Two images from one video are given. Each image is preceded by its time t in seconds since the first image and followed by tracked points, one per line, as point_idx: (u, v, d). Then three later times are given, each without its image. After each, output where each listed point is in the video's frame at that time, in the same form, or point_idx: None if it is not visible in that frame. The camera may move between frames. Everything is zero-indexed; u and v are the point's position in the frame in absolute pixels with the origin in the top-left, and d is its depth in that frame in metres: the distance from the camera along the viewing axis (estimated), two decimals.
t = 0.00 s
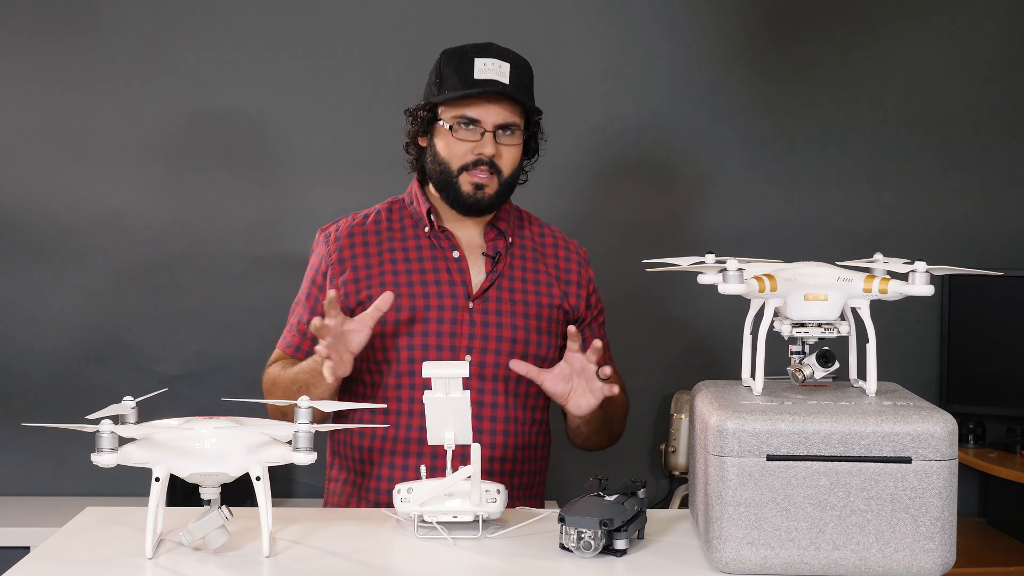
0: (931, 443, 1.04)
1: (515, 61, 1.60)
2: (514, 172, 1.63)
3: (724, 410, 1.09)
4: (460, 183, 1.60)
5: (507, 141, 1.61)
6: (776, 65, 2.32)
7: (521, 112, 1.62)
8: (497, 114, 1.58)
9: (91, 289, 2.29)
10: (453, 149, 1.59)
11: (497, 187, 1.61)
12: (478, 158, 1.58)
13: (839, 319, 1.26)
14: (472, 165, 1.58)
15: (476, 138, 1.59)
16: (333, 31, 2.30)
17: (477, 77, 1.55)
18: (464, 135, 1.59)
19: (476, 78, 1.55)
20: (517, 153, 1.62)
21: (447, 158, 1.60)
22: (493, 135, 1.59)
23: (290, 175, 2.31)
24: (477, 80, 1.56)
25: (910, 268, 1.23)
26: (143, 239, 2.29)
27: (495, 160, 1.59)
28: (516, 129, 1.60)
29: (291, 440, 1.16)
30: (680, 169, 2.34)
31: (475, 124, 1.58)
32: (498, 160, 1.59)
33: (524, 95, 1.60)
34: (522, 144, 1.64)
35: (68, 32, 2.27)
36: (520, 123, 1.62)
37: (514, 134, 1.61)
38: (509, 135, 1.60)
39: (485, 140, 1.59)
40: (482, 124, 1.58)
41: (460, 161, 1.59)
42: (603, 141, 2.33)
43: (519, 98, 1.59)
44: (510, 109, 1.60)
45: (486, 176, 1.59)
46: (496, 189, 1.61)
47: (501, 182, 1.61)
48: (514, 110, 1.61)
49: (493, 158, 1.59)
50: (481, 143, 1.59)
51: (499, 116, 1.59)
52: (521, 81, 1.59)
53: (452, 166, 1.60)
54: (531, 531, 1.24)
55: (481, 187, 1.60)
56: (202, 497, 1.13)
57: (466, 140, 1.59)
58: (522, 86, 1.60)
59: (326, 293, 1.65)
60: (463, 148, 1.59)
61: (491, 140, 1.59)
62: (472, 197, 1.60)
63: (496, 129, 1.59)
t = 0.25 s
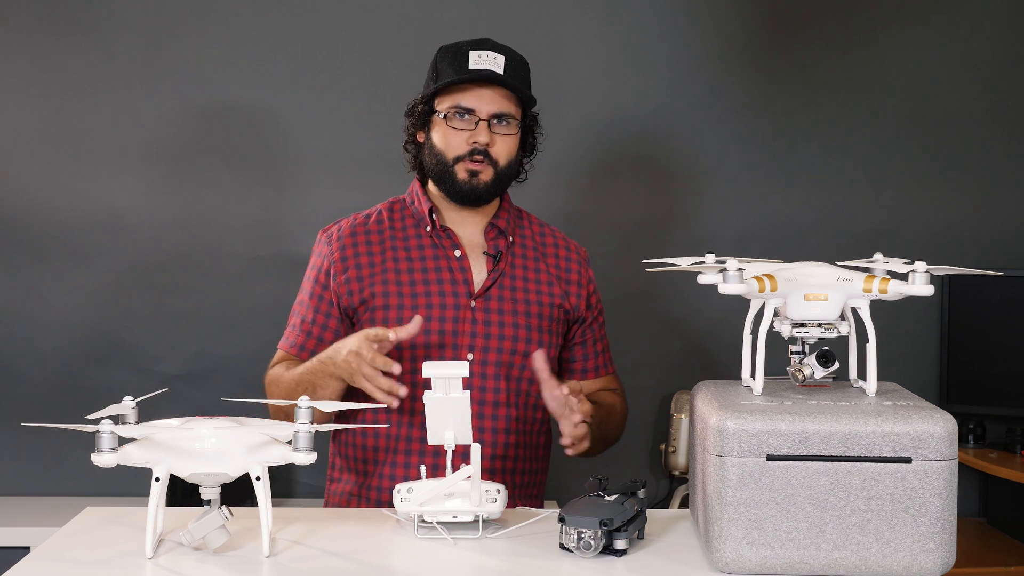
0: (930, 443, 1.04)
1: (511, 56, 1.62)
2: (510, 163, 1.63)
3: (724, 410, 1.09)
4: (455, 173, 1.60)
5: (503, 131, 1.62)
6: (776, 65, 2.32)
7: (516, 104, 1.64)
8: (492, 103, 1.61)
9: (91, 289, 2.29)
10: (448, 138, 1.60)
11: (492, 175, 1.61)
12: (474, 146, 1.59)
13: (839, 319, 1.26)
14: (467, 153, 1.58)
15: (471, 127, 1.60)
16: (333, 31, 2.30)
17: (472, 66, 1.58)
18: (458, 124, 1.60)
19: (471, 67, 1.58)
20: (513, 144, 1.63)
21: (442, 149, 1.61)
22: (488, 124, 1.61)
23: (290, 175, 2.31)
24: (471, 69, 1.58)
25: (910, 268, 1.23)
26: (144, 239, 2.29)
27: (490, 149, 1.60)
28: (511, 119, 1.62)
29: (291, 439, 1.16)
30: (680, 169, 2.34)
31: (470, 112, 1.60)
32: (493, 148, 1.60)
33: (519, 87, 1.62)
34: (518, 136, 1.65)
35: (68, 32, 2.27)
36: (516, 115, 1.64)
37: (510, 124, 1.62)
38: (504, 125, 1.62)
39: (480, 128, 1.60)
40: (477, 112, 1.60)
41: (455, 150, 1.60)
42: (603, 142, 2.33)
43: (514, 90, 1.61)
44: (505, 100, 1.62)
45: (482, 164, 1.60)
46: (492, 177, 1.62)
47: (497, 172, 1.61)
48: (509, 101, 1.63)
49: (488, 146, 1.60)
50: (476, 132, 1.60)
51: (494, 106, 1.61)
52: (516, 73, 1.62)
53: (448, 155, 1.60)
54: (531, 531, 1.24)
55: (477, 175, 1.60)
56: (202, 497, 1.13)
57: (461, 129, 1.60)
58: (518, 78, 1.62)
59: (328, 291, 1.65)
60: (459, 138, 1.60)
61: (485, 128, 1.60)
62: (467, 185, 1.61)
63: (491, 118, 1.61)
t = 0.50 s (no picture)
0: (931, 443, 1.04)
1: (508, 51, 1.63)
2: (512, 157, 1.64)
3: (724, 410, 1.09)
4: (458, 168, 1.61)
5: (504, 125, 1.63)
6: (777, 65, 2.32)
7: (515, 98, 1.65)
8: (492, 98, 1.62)
9: (91, 289, 2.29)
10: (450, 135, 1.62)
11: (495, 170, 1.62)
12: (475, 142, 1.60)
13: (839, 319, 1.26)
14: (469, 148, 1.59)
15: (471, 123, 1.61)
16: (333, 31, 2.30)
17: (470, 62, 1.59)
18: (459, 120, 1.62)
19: (469, 63, 1.59)
20: (514, 137, 1.64)
21: (444, 145, 1.62)
22: (488, 119, 1.62)
23: (290, 175, 2.31)
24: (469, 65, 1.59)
25: (910, 268, 1.23)
26: (144, 239, 2.29)
27: (492, 144, 1.61)
28: (511, 113, 1.62)
29: (291, 439, 1.16)
30: (680, 169, 2.34)
31: (470, 108, 1.61)
32: (495, 143, 1.61)
33: (518, 81, 1.63)
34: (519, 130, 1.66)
35: (68, 32, 2.27)
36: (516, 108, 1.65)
37: (510, 118, 1.63)
38: (505, 119, 1.63)
39: (481, 123, 1.61)
40: (477, 107, 1.61)
41: (457, 146, 1.61)
42: (603, 141, 2.33)
43: (514, 83, 1.62)
44: (504, 94, 1.63)
45: (484, 159, 1.61)
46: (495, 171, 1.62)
47: (499, 165, 1.62)
48: (508, 96, 1.64)
49: (490, 141, 1.61)
50: (477, 127, 1.61)
51: (494, 101, 1.62)
52: (514, 68, 1.62)
53: (450, 152, 1.61)
54: (531, 531, 1.24)
55: (480, 170, 1.61)
56: (202, 497, 1.13)
57: (462, 124, 1.62)
58: (516, 72, 1.63)
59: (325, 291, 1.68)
60: (460, 134, 1.61)
61: (486, 123, 1.61)
62: (471, 180, 1.61)
63: (491, 113, 1.62)
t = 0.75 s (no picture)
0: (931, 443, 1.04)
1: (499, 47, 1.65)
2: (501, 152, 1.65)
3: (724, 410, 1.09)
4: (447, 162, 1.62)
5: (492, 119, 1.64)
6: (776, 66, 2.32)
7: (504, 94, 1.67)
8: (480, 93, 1.64)
9: (92, 289, 2.29)
10: (439, 128, 1.63)
11: (483, 163, 1.63)
12: (463, 134, 1.62)
13: (839, 319, 1.26)
14: (457, 141, 1.61)
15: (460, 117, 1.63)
16: (333, 31, 2.30)
17: (459, 57, 1.61)
18: (448, 114, 1.63)
19: (459, 58, 1.61)
20: (503, 132, 1.65)
21: (434, 138, 1.63)
22: (477, 113, 1.63)
23: (290, 175, 2.31)
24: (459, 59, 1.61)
25: (910, 268, 1.23)
26: (144, 239, 2.29)
27: (480, 137, 1.62)
28: (500, 108, 1.64)
29: (291, 440, 1.16)
30: (679, 169, 2.34)
31: (459, 102, 1.63)
32: (483, 136, 1.63)
33: (508, 76, 1.64)
34: (508, 125, 1.67)
35: (68, 32, 2.27)
36: (505, 104, 1.66)
37: (499, 113, 1.65)
38: (493, 114, 1.64)
39: (469, 117, 1.63)
40: (465, 101, 1.63)
41: (446, 139, 1.62)
42: (603, 141, 2.33)
43: (503, 79, 1.64)
44: (493, 89, 1.65)
45: (472, 152, 1.62)
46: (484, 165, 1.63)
47: (488, 159, 1.63)
48: (497, 91, 1.65)
49: (477, 134, 1.62)
50: (465, 120, 1.63)
51: (482, 95, 1.63)
52: (504, 63, 1.64)
53: (438, 145, 1.63)
54: (531, 531, 1.24)
55: (468, 163, 1.62)
56: (203, 497, 1.13)
57: (451, 118, 1.63)
58: (506, 67, 1.64)
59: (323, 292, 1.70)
60: (448, 127, 1.63)
61: (474, 117, 1.63)
62: (458, 173, 1.62)
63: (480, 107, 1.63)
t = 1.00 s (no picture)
0: (930, 443, 1.04)
1: (491, 45, 1.64)
2: (494, 152, 1.64)
3: (724, 410, 1.09)
4: (439, 163, 1.62)
5: (484, 120, 1.64)
6: (777, 66, 2.32)
7: (496, 92, 1.66)
8: (471, 93, 1.63)
9: (92, 289, 2.29)
10: (431, 129, 1.63)
11: (476, 164, 1.63)
12: (455, 136, 1.62)
13: (839, 319, 1.26)
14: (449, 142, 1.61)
15: (451, 117, 1.62)
16: (333, 31, 2.30)
17: (450, 57, 1.60)
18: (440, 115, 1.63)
19: (449, 58, 1.60)
20: (496, 132, 1.65)
21: (426, 139, 1.63)
22: (468, 113, 1.63)
23: (290, 175, 2.31)
24: (449, 60, 1.61)
25: (910, 268, 1.23)
26: (144, 239, 2.29)
27: (472, 137, 1.62)
28: (492, 108, 1.63)
29: (291, 440, 1.16)
30: (680, 169, 2.34)
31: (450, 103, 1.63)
32: (475, 137, 1.62)
33: (500, 76, 1.63)
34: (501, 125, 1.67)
35: (68, 32, 2.27)
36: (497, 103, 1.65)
37: (491, 113, 1.64)
38: (485, 114, 1.64)
39: (460, 117, 1.63)
40: (456, 102, 1.62)
41: (437, 140, 1.62)
42: (603, 141, 2.33)
43: (495, 78, 1.63)
44: (485, 88, 1.64)
45: (465, 152, 1.62)
46: (476, 166, 1.63)
47: (480, 160, 1.63)
48: (489, 90, 1.65)
49: (469, 135, 1.62)
50: (456, 121, 1.62)
51: (474, 95, 1.63)
52: (496, 62, 1.63)
53: (430, 146, 1.63)
54: (531, 531, 1.24)
55: (461, 163, 1.62)
56: (203, 497, 1.13)
57: (443, 119, 1.63)
58: (498, 67, 1.63)
59: (322, 295, 1.71)
60: (440, 128, 1.62)
61: (466, 117, 1.62)
62: (451, 175, 1.62)
63: (472, 107, 1.63)
